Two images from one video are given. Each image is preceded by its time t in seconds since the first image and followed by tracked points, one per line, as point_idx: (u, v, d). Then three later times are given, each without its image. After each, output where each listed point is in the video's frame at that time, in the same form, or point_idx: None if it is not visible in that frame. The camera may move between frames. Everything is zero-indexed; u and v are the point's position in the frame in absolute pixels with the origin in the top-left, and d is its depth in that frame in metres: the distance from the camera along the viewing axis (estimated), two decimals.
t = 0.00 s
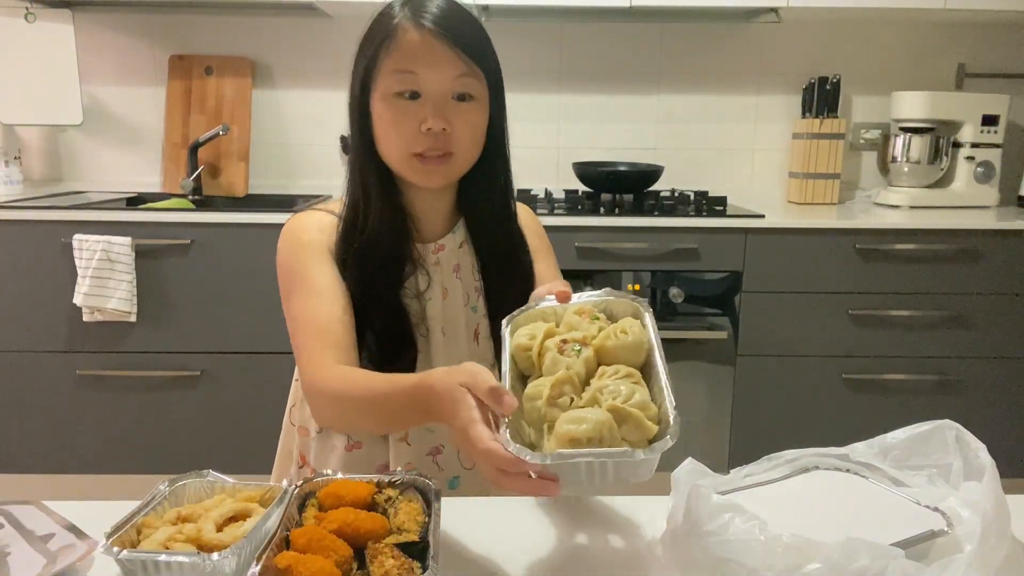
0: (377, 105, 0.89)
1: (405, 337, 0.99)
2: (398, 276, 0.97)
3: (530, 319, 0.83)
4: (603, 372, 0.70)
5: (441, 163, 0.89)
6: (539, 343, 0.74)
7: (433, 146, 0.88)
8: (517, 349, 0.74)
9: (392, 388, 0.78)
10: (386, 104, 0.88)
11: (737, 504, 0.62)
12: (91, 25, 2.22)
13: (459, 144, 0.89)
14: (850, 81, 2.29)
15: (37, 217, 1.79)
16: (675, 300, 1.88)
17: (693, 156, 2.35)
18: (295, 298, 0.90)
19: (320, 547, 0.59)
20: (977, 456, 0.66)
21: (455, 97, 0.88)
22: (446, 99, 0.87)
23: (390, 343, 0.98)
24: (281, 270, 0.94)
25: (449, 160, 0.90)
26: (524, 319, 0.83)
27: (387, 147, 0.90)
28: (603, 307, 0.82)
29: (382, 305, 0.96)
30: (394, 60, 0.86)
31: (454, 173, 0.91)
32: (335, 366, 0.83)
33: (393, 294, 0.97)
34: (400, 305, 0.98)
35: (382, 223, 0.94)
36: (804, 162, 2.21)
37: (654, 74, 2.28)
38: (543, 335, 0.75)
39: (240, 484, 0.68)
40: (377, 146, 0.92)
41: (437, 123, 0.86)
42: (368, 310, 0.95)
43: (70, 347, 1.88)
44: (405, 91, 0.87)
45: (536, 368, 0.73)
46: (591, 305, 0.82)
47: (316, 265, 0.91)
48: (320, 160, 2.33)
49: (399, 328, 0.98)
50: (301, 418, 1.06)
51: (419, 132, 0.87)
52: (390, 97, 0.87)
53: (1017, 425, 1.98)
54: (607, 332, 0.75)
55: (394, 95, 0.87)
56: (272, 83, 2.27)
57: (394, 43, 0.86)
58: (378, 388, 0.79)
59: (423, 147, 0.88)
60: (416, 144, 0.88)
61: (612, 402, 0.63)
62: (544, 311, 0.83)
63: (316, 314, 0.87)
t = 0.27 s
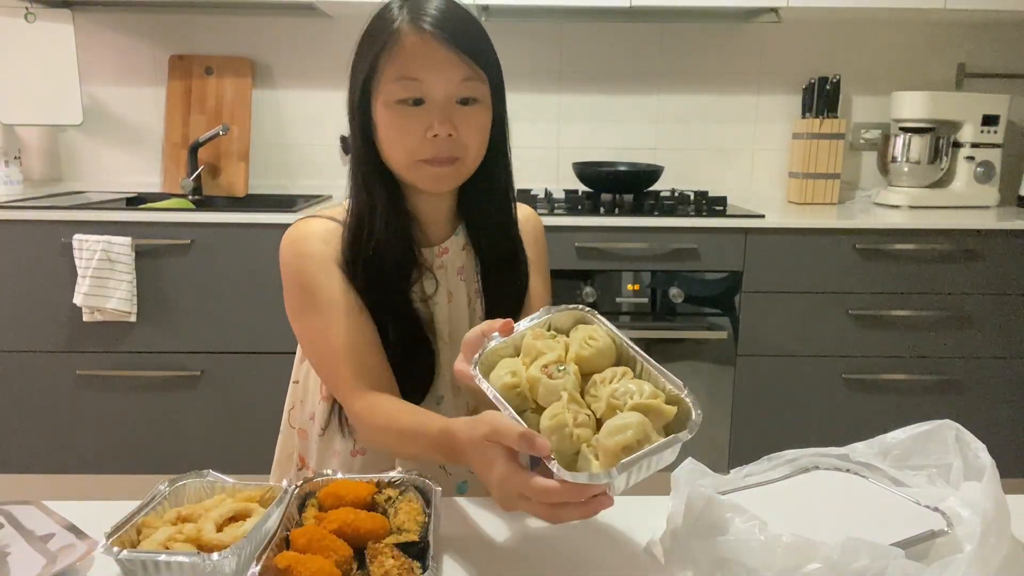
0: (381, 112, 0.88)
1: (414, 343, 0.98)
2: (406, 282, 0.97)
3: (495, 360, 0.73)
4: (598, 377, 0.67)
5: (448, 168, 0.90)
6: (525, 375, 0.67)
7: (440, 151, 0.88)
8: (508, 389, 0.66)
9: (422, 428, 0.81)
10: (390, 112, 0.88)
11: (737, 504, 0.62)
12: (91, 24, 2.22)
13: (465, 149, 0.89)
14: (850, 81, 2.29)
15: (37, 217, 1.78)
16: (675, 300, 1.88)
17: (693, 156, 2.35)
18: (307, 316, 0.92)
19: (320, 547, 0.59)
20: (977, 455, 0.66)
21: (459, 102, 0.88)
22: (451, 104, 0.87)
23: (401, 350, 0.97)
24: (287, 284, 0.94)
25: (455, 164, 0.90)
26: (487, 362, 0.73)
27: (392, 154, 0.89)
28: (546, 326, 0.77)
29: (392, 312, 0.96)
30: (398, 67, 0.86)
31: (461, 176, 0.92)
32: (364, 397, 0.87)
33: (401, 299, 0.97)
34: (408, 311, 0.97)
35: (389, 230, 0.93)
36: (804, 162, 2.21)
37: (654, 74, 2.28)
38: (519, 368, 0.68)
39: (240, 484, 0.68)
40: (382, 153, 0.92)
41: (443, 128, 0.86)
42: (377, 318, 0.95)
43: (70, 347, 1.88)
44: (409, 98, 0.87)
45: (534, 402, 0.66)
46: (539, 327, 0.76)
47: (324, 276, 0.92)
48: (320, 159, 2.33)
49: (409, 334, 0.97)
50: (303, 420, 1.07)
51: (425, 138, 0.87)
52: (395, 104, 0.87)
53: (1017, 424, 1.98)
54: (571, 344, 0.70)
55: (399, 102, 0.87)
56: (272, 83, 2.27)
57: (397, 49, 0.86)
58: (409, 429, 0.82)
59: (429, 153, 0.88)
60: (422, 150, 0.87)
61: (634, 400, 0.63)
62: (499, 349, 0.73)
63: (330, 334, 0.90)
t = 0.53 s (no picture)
0: (386, 116, 0.88)
1: (417, 349, 0.97)
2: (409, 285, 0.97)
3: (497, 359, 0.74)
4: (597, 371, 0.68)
5: (452, 172, 0.89)
6: (524, 372, 0.68)
7: (444, 156, 0.87)
8: (507, 387, 0.67)
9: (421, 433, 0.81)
10: (395, 116, 0.87)
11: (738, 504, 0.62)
12: (91, 24, 2.22)
13: (471, 153, 0.89)
14: (849, 81, 2.29)
15: (37, 217, 1.78)
16: (675, 300, 1.88)
17: (692, 156, 2.35)
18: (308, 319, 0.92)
19: (320, 547, 0.59)
20: (978, 455, 0.66)
21: (465, 107, 0.87)
22: (457, 109, 0.87)
23: (406, 352, 0.96)
24: (289, 288, 0.94)
25: (459, 168, 0.89)
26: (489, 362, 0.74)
27: (397, 158, 0.89)
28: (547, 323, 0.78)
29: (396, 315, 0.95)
30: (404, 72, 0.86)
31: (466, 181, 0.91)
32: (368, 402, 0.88)
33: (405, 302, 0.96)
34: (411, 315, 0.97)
35: (392, 233, 0.94)
36: (804, 162, 2.21)
37: (655, 74, 2.28)
38: (518, 364, 0.69)
39: (240, 484, 0.68)
40: (386, 156, 0.92)
41: (448, 133, 0.86)
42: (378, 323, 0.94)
43: (70, 347, 1.88)
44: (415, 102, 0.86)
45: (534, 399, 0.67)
46: (540, 324, 0.77)
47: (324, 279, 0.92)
48: (320, 159, 2.33)
49: (414, 338, 0.96)
50: (303, 422, 1.07)
51: (429, 144, 0.86)
52: (400, 108, 0.86)
53: (1017, 425, 1.98)
54: (569, 340, 0.71)
55: (404, 106, 0.86)
56: (272, 82, 2.27)
57: (403, 53, 0.85)
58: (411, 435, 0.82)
59: (433, 158, 0.87)
60: (426, 155, 0.87)
61: (632, 392, 0.63)
62: (500, 347, 0.75)
63: (332, 339, 0.91)
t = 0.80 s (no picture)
0: (398, 123, 0.87)
1: (414, 353, 0.97)
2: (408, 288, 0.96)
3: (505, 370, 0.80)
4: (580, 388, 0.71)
5: (461, 180, 0.89)
6: (515, 376, 0.74)
7: (454, 164, 0.88)
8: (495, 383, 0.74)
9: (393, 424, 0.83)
10: (407, 123, 0.86)
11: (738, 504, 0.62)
12: (91, 24, 2.22)
13: (480, 160, 0.89)
14: (850, 81, 2.29)
15: (37, 217, 1.78)
16: (675, 300, 1.88)
17: (692, 156, 2.35)
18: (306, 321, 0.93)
19: (320, 547, 0.59)
20: (978, 456, 0.66)
21: (478, 116, 0.87)
22: (470, 119, 0.86)
23: (401, 357, 0.96)
24: (287, 289, 0.94)
25: (467, 176, 0.90)
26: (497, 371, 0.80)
27: (407, 163, 0.89)
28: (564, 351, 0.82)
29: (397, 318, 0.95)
30: (419, 80, 0.85)
31: (473, 187, 0.92)
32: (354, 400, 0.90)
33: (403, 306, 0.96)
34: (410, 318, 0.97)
35: (393, 238, 0.93)
36: (804, 163, 2.21)
37: (654, 75, 2.28)
38: (516, 370, 0.75)
39: (240, 484, 0.68)
40: (395, 161, 0.91)
41: (461, 144, 0.86)
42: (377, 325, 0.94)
43: (70, 347, 1.88)
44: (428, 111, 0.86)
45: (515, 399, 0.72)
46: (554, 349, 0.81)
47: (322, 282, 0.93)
48: (319, 159, 2.33)
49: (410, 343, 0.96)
50: (303, 421, 1.07)
51: (441, 152, 0.86)
52: (413, 115, 0.86)
53: (1017, 425, 1.98)
54: (571, 361, 0.76)
55: (417, 114, 0.86)
56: (272, 82, 2.27)
57: (418, 60, 0.84)
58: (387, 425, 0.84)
59: (444, 166, 0.88)
60: (437, 163, 0.87)
61: (596, 404, 0.66)
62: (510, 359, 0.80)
63: (329, 341, 0.92)
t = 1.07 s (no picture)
0: (405, 124, 0.87)
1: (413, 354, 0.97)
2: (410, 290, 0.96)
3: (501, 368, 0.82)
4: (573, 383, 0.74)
5: (467, 183, 0.89)
6: (510, 371, 0.76)
7: (461, 168, 0.87)
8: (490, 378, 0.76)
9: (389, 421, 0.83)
10: (414, 125, 0.86)
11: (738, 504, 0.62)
12: (91, 24, 2.22)
13: (486, 165, 0.89)
14: (850, 81, 2.29)
15: (37, 217, 1.78)
16: (675, 300, 1.88)
17: (692, 156, 2.35)
18: (305, 320, 0.93)
19: (320, 547, 0.59)
20: (978, 456, 0.66)
21: (485, 120, 0.87)
22: (477, 122, 0.86)
23: (400, 359, 0.96)
24: (287, 288, 0.94)
25: (473, 180, 0.90)
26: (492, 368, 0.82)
27: (413, 165, 0.89)
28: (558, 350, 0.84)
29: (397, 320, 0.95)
30: (428, 82, 0.85)
31: (478, 191, 0.92)
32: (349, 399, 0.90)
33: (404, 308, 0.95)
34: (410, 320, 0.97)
35: (397, 240, 0.93)
36: (804, 162, 2.21)
37: (654, 75, 2.28)
38: (511, 365, 0.78)
39: (240, 484, 0.68)
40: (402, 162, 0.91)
41: (468, 147, 0.86)
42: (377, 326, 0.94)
43: (70, 347, 1.88)
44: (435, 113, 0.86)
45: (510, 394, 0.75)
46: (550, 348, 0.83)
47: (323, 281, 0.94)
48: (319, 159, 2.33)
49: (410, 345, 0.96)
50: (302, 420, 1.07)
51: (448, 155, 0.86)
52: (421, 117, 0.86)
53: (1017, 425, 1.98)
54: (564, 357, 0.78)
55: (424, 116, 0.86)
56: (272, 82, 2.27)
57: (427, 63, 0.84)
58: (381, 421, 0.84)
59: (450, 169, 0.87)
60: (443, 166, 0.87)
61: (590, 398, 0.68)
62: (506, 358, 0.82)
63: (328, 341, 0.91)
